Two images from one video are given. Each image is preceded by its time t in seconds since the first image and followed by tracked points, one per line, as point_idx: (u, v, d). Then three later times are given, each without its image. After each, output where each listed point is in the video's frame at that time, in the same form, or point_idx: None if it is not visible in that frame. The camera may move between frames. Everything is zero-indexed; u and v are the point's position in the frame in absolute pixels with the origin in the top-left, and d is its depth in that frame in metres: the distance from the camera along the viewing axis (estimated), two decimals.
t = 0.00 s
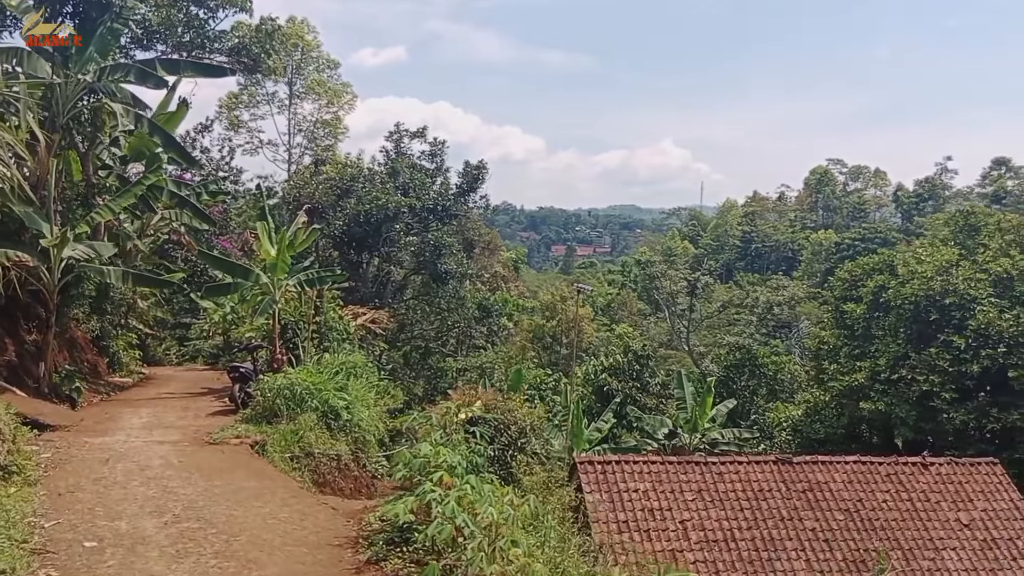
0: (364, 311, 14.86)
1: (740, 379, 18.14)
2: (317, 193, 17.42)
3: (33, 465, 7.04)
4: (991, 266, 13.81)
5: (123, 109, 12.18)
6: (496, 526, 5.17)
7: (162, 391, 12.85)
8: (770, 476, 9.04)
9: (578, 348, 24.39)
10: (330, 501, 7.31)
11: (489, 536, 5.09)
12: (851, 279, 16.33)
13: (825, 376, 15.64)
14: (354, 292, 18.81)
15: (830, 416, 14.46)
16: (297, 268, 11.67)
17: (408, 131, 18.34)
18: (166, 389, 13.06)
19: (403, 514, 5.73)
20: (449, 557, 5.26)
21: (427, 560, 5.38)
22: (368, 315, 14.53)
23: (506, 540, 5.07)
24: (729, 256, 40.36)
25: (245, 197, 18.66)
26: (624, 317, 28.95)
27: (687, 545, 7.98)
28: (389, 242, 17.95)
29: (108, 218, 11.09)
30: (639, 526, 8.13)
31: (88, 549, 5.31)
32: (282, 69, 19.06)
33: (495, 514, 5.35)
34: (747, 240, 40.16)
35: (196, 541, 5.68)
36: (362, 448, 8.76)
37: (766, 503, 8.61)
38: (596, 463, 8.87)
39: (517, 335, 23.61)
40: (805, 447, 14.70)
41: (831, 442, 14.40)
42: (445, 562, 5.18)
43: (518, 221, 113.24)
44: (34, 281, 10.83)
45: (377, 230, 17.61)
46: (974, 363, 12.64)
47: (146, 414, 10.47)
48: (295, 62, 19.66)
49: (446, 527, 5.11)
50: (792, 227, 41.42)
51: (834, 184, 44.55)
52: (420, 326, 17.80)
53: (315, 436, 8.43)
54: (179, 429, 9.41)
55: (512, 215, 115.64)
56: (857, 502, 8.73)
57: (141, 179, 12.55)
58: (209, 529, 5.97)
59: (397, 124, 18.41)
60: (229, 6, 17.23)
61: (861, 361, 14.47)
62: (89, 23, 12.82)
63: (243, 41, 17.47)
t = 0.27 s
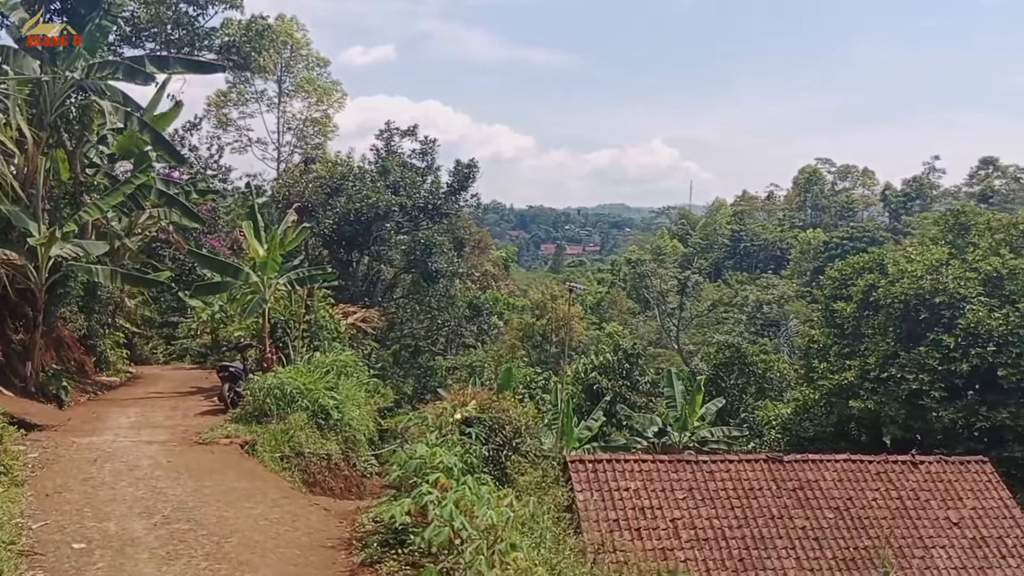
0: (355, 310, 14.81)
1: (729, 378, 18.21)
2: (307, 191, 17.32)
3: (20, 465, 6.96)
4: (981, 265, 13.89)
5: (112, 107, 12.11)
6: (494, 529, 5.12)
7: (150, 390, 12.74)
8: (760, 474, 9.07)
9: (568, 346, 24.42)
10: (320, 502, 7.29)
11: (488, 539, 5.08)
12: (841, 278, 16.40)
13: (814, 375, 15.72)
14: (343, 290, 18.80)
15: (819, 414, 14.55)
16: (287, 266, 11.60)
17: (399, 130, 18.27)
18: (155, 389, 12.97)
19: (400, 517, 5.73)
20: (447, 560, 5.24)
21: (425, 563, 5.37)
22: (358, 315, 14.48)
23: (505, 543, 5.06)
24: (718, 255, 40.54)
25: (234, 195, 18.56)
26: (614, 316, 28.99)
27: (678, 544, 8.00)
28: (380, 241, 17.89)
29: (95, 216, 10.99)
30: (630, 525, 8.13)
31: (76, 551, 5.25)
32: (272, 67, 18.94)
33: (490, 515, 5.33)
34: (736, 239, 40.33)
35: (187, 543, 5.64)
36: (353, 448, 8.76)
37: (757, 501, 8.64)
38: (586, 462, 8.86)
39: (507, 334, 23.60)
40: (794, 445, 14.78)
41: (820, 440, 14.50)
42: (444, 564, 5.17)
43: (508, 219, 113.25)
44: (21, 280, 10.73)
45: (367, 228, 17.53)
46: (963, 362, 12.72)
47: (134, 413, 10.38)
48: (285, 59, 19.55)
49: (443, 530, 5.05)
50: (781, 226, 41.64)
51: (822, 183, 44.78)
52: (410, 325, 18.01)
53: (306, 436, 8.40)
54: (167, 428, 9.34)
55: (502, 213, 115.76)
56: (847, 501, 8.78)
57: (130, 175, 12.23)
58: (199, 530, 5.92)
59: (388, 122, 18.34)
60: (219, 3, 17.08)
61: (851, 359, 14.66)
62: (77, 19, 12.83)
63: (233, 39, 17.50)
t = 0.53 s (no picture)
0: (345, 309, 14.75)
1: (719, 376, 18.29)
2: (297, 190, 17.23)
3: (8, 466, 6.89)
4: (970, 264, 13.91)
5: (102, 104, 11.98)
6: (491, 531, 5.11)
7: (139, 390, 12.65)
8: (751, 472, 9.11)
9: (558, 345, 24.45)
10: (311, 502, 7.26)
11: (484, 541, 5.07)
12: (831, 277, 16.49)
13: (804, 373, 15.80)
14: (333, 290, 18.73)
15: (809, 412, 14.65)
16: (278, 265, 11.55)
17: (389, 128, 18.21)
18: (144, 388, 12.88)
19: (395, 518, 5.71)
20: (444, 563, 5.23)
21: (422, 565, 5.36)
22: (349, 313, 14.43)
23: (502, 546, 5.05)
24: (708, 253, 40.71)
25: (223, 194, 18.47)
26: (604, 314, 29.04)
27: (669, 542, 8.01)
28: (370, 240, 17.83)
29: (84, 215, 10.89)
30: (621, 523, 8.15)
31: (65, 554, 5.20)
32: (261, 65, 18.83)
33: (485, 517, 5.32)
34: (725, 238, 40.49)
35: (178, 545, 5.60)
36: (343, 447, 8.77)
37: (748, 500, 8.68)
38: (578, 461, 8.87)
39: (497, 332, 23.60)
40: (784, 443, 14.87)
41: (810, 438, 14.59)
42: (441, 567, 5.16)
43: (498, 218, 113.23)
44: (9, 278, 10.62)
45: (358, 227, 17.45)
46: (953, 360, 12.75)
47: (123, 413, 10.29)
48: (275, 58, 19.45)
49: (440, 531, 5.04)
50: (771, 225, 41.83)
51: (811, 182, 44.99)
52: (400, 324, 17.98)
53: (297, 436, 8.37)
54: (157, 428, 9.27)
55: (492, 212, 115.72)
56: (837, 499, 8.82)
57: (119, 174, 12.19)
58: (190, 532, 5.88)
59: (378, 120, 18.28)
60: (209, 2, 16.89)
61: (841, 358, 14.78)
62: (67, 16, 13.00)
63: (223, 38, 17.57)
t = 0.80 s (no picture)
0: (337, 308, 14.69)
1: (710, 375, 18.35)
2: (287, 188, 17.12)
3: None
4: (959, 263, 13.97)
5: (91, 102, 11.85)
6: (485, 532, 5.09)
7: (128, 389, 12.56)
8: (742, 471, 9.14)
9: (549, 344, 24.47)
10: (303, 503, 7.24)
11: (479, 543, 5.06)
12: (821, 276, 16.57)
13: (795, 372, 15.87)
14: (324, 289, 18.65)
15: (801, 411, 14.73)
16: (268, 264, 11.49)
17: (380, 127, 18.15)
18: (134, 388, 12.79)
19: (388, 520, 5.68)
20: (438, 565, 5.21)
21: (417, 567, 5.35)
22: (341, 311, 14.35)
23: (497, 547, 5.03)
24: (698, 252, 40.84)
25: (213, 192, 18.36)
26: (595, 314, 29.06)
27: (661, 541, 8.03)
28: (361, 238, 17.77)
29: (73, 213, 10.81)
30: (614, 523, 8.15)
31: (54, 556, 5.15)
32: (251, 63, 18.71)
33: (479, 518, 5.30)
34: (715, 236, 40.64)
35: (168, 547, 5.55)
36: (334, 447, 8.74)
37: (739, 499, 8.71)
38: (570, 460, 8.86)
39: (488, 331, 23.58)
40: (775, 442, 14.93)
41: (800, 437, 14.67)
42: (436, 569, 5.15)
43: (488, 217, 113.13)
44: None
45: (348, 226, 17.39)
46: (943, 358, 12.84)
47: (113, 413, 10.22)
48: (265, 56, 19.35)
49: (433, 533, 5.02)
50: (761, 224, 41.98)
51: (801, 181, 45.19)
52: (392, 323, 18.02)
53: (288, 436, 8.34)
54: (147, 429, 9.21)
55: (482, 211, 115.59)
56: (829, 497, 8.86)
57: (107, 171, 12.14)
58: (180, 534, 5.84)
59: (369, 118, 18.21)
60: None
61: (831, 356, 14.86)
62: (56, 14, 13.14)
63: (212, 35, 17.54)
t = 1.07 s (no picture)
0: (329, 308, 14.61)
1: (703, 375, 18.38)
2: (278, 188, 17.01)
3: None
4: (952, 262, 14.02)
5: (82, 99, 11.77)
6: (481, 536, 5.07)
7: (118, 390, 12.48)
8: (737, 472, 9.14)
9: (542, 344, 24.46)
10: (295, 505, 7.21)
11: (475, 546, 5.04)
12: (813, 275, 16.62)
13: (788, 371, 15.91)
14: (316, 288, 18.56)
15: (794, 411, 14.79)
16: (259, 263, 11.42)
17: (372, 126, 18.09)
18: (125, 388, 12.68)
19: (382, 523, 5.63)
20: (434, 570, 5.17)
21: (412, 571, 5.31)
22: (334, 311, 14.24)
23: (494, 552, 5.00)
24: (690, 252, 40.92)
25: (205, 191, 18.25)
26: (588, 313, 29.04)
27: (656, 542, 8.01)
28: (354, 238, 17.71)
29: (63, 212, 10.70)
30: (609, 524, 8.13)
31: (42, 561, 5.09)
32: (242, 61, 18.61)
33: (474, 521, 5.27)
34: (707, 236, 40.73)
35: (158, 551, 5.50)
36: (327, 448, 8.70)
37: (734, 499, 8.70)
38: (564, 461, 8.85)
39: (481, 331, 23.54)
40: (768, 442, 14.96)
41: (794, 436, 14.71)
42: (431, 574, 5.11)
43: (480, 216, 113.02)
44: None
45: (340, 225, 17.33)
46: (936, 358, 12.89)
47: (103, 414, 10.12)
48: (256, 55, 19.26)
49: (429, 537, 4.96)
50: (753, 224, 42.08)
51: (792, 181, 45.34)
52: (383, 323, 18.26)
53: (280, 436, 8.30)
54: (138, 430, 9.13)
55: (474, 211, 115.45)
56: (823, 498, 8.87)
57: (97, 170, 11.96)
58: (171, 537, 5.78)
59: (361, 117, 18.13)
60: None
61: (824, 356, 14.90)
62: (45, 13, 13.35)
63: (203, 33, 17.32)
